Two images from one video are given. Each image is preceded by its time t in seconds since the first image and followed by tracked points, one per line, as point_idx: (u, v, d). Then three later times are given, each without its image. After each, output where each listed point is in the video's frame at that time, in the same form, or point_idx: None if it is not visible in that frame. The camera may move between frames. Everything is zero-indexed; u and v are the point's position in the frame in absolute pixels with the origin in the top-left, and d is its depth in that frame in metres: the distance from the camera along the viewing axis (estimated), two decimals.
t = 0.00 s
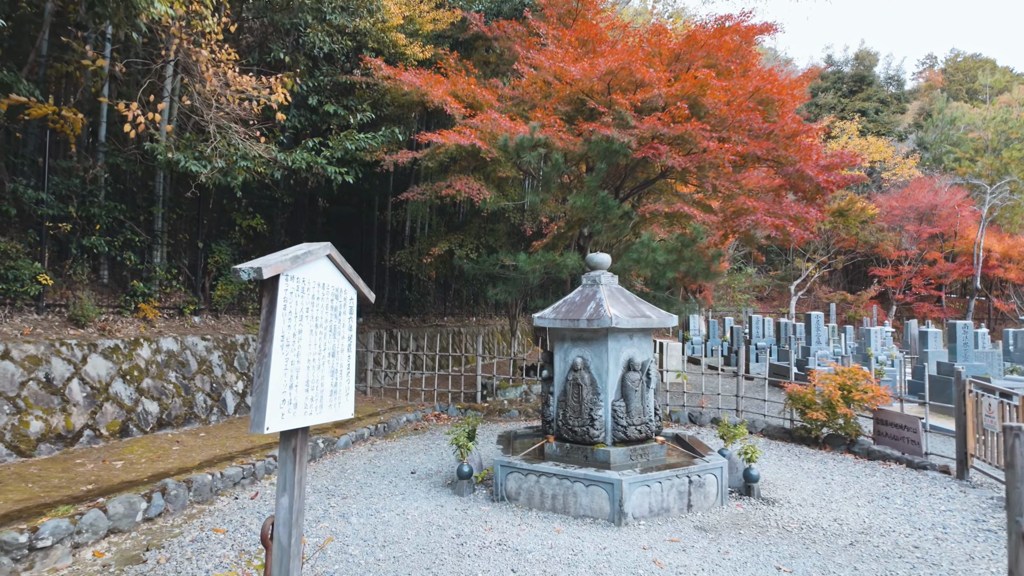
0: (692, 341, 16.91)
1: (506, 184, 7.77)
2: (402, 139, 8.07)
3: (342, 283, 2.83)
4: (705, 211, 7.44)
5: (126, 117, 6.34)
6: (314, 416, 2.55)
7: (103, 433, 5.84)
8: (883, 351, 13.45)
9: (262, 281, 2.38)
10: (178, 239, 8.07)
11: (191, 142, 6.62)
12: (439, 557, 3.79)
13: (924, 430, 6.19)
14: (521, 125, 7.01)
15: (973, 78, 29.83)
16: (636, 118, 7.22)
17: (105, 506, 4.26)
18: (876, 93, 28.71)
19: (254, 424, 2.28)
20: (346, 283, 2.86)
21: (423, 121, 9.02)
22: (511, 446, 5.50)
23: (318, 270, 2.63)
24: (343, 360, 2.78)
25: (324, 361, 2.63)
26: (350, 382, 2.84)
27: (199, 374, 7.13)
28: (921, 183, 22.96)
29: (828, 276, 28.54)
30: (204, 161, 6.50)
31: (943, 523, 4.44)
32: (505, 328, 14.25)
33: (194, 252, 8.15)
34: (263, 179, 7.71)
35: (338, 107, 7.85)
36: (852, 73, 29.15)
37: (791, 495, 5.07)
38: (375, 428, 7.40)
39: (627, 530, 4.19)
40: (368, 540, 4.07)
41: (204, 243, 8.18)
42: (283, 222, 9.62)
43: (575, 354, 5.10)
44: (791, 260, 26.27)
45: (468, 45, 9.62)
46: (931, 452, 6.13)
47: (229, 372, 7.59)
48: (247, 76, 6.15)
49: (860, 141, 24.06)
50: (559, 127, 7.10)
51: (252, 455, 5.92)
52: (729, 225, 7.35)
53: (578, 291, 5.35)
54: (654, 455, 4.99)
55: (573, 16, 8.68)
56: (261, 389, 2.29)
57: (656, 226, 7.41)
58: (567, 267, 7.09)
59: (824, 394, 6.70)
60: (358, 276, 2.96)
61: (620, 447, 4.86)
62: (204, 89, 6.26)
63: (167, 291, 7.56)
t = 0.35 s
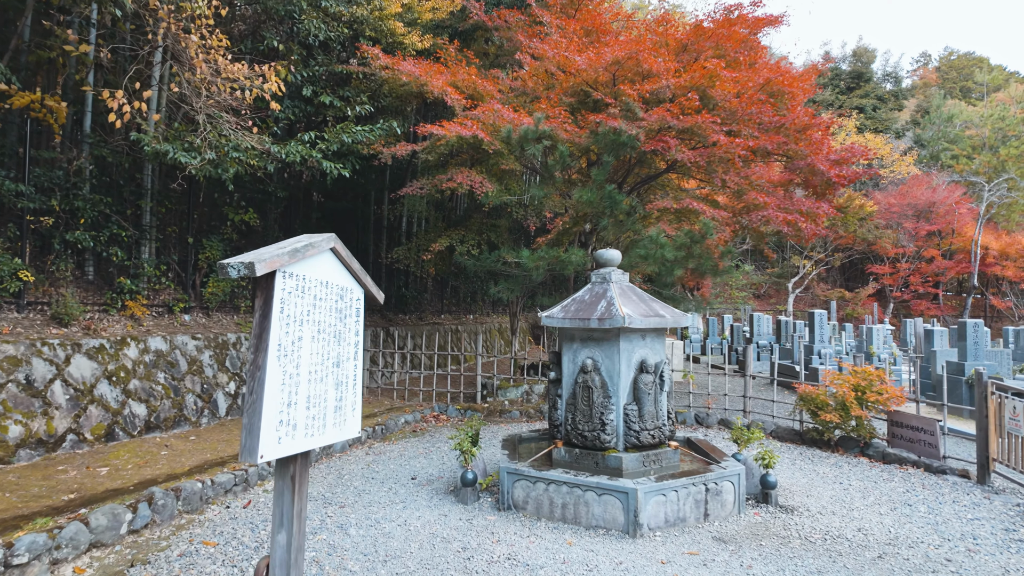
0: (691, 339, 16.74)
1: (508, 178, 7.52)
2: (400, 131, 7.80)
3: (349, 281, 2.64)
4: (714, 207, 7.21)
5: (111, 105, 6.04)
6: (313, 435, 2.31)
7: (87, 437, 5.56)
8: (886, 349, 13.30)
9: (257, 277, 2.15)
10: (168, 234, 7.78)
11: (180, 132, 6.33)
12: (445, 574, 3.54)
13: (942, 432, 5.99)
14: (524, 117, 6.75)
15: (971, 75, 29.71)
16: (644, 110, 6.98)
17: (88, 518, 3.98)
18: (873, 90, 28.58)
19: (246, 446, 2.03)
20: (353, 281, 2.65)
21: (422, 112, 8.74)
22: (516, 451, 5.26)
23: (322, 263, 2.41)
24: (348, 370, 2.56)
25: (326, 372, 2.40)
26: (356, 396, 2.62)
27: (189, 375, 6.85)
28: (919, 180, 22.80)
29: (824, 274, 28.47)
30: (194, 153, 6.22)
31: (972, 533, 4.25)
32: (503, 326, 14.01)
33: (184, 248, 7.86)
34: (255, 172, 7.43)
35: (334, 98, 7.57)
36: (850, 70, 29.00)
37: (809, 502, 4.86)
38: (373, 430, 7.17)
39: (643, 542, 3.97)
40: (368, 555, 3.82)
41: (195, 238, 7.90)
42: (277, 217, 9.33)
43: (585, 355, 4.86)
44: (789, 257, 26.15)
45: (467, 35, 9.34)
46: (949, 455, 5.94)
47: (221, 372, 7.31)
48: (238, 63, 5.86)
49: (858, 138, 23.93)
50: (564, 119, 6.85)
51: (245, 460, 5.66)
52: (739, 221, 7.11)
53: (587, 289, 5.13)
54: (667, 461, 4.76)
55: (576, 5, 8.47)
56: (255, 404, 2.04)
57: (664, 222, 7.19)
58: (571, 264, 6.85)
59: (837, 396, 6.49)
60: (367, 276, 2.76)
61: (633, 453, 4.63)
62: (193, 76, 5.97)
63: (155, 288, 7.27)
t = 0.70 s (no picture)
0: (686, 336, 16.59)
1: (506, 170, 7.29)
2: (393, 122, 7.56)
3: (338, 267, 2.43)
4: (718, 200, 7.01)
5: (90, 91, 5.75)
6: (292, 446, 2.08)
7: (65, 439, 5.30)
8: (883, 346, 13.20)
9: (229, 259, 1.91)
10: (152, 228, 7.50)
11: (163, 120, 6.05)
12: None
13: (952, 431, 5.83)
14: (523, 106, 6.52)
15: (964, 72, 29.66)
16: (646, 100, 6.78)
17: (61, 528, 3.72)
18: (867, 87, 28.53)
19: (214, 463, 1.79)
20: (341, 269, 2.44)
21: (416, 103, 8.49)
22: (517, 452, 5.05)
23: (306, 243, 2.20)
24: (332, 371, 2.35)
25: (308, 373, 2.18)
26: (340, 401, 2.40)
27: (174, 374, 6.58)
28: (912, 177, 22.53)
29: (818, 271, 28.45)
30: (178, 142, 5.94)
31: (993, 537, 4.08)
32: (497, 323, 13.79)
33: (169, 242, 7.58)
34: (242, 163, 7.15)
35: (324, 87, 7.31)
36: (843, 67, 28.94)
37: (821, 505, 4.68)
38: (365, 431, 6.95)
39: (652, 549, 3.77)
40: (362, 565, 3.59)
41: (180, 232, 7.62)
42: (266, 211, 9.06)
43: (588, 353, 4.66)
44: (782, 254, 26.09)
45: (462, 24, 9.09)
46: (959, 454, 5.78)
47: (207, 371, 7.04)
48: (223, 47, 5.59)
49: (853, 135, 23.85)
50: (563, 109, 6.63)
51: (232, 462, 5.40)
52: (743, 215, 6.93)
53: (590, 284, 4.93)
54: (674, 462, 4.57)
55: None
56: (224, 412, 1.80)
57: (666, 215, 7.00)
58: (571, 259, 6.63)
59: (843, 394, 6.32)
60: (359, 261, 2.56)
61: (639, 455, 4.43)
62: (175, 61, 5.69)
63: (139, 284, 6.98)
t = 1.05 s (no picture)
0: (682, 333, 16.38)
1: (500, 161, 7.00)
2: (382, 110, 7.25)
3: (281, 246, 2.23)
4: (721, 192, 6.75)
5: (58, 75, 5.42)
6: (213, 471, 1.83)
7: (31, 444, 4.98)
8: (882, 342, 13.02)
9: (127, 234, 1.63)
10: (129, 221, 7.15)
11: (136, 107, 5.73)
12: None
13: (964, 432, 5.60)
14: (517, 93, 6.23)
15: (958, 67, 29.53)
16: (646, 87, 6.51)
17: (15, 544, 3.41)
18: (862, 83, 28.39)
19: (98, 509, 1.49)
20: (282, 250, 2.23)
21: (406, 92, 8.18)
22: (512, 455, 4.77)
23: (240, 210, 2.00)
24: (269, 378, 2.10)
25: (235, 381, 1.93)
26: (278, 413, 2.15)
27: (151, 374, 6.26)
28: (907, 172, 22.31)
29: (813, 267, 28.33)
30: (151, 130, 5.61)
31: (1017, 546, 3.85)
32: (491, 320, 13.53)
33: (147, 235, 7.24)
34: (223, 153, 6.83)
35: (309, 73, 6.98)
36: (838, 62, 28.79)
37: (832, 511, 4.43)
38: (353, 433, 6.66)
39: (657, 562, 3.51)
40: None
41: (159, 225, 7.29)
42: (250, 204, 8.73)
43: (588, 351, 4.39)
44: (777, 249, 25.95)
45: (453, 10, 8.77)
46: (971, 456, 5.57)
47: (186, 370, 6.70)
48: (199, 28, 5.27)
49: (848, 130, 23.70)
50: (559, 97, 6.34)
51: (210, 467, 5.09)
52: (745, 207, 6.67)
53: (590, 278, 4.66)
54: (678, 467, 4.31)
55: None
56: (113, 440, 1.51)
57: (666, 207, 6.73)
58: (567, 253, 6.36)
59: (850, 393, 6.09)
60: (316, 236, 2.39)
61: (642, 460, 4.16)
62: (148, 43, 5.36)
63: (114, 280, 6.65)
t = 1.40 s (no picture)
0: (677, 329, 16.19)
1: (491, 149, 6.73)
2: (369, 96, 6.95)
3: (185, 204, 1.99)
4: (721, 181, 6.51)
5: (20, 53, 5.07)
6: (60, 502, 1.58)
7: None
8: (878, 337, 12.87)
9: None
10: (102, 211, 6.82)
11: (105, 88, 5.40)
12: None
13: (973, 430, 5.41)
14: (509, 76, 5.95)
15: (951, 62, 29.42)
16: (643, 72, 6.25)
17: None
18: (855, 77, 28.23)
19: None
20: (184, 208, 1.99)
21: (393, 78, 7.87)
22: (504, 457, 4.51)
23: (116, 154, 1.74)
24: (155, 378, 1.85)
25: (98, 384, 1.66)
26: (169, 422, 1.91)
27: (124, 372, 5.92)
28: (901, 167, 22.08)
29: (807, 263, 28.22)
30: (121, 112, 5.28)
31: None
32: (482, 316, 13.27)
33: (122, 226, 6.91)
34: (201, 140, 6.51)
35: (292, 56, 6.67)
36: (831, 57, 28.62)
37: (841, 514, 4.21)
38: (338, 432, 6.38)
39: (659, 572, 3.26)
40: None
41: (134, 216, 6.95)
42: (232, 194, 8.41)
43: (584, 347, 4.14)
44: (771, 245, 25.79)
45: None
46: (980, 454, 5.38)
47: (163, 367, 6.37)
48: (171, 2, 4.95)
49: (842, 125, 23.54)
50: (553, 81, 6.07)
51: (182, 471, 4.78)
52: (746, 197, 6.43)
53: (586, 269, 4.40)
54: (680, 469, 4.07)
55: None
56: None
57: (664, 196, 6.48)
58: (561, 245, 6.10)
59: (855, 389, 5.87)
60: (236, 192, 2.15)
61: (641, 462, 3.92)
62: (116, 18, 5.03)
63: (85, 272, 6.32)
